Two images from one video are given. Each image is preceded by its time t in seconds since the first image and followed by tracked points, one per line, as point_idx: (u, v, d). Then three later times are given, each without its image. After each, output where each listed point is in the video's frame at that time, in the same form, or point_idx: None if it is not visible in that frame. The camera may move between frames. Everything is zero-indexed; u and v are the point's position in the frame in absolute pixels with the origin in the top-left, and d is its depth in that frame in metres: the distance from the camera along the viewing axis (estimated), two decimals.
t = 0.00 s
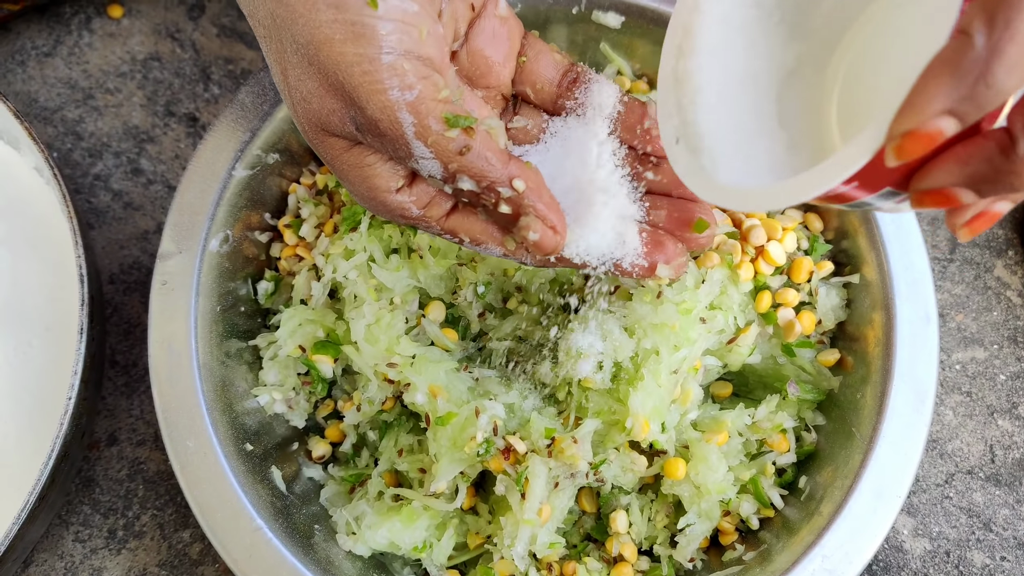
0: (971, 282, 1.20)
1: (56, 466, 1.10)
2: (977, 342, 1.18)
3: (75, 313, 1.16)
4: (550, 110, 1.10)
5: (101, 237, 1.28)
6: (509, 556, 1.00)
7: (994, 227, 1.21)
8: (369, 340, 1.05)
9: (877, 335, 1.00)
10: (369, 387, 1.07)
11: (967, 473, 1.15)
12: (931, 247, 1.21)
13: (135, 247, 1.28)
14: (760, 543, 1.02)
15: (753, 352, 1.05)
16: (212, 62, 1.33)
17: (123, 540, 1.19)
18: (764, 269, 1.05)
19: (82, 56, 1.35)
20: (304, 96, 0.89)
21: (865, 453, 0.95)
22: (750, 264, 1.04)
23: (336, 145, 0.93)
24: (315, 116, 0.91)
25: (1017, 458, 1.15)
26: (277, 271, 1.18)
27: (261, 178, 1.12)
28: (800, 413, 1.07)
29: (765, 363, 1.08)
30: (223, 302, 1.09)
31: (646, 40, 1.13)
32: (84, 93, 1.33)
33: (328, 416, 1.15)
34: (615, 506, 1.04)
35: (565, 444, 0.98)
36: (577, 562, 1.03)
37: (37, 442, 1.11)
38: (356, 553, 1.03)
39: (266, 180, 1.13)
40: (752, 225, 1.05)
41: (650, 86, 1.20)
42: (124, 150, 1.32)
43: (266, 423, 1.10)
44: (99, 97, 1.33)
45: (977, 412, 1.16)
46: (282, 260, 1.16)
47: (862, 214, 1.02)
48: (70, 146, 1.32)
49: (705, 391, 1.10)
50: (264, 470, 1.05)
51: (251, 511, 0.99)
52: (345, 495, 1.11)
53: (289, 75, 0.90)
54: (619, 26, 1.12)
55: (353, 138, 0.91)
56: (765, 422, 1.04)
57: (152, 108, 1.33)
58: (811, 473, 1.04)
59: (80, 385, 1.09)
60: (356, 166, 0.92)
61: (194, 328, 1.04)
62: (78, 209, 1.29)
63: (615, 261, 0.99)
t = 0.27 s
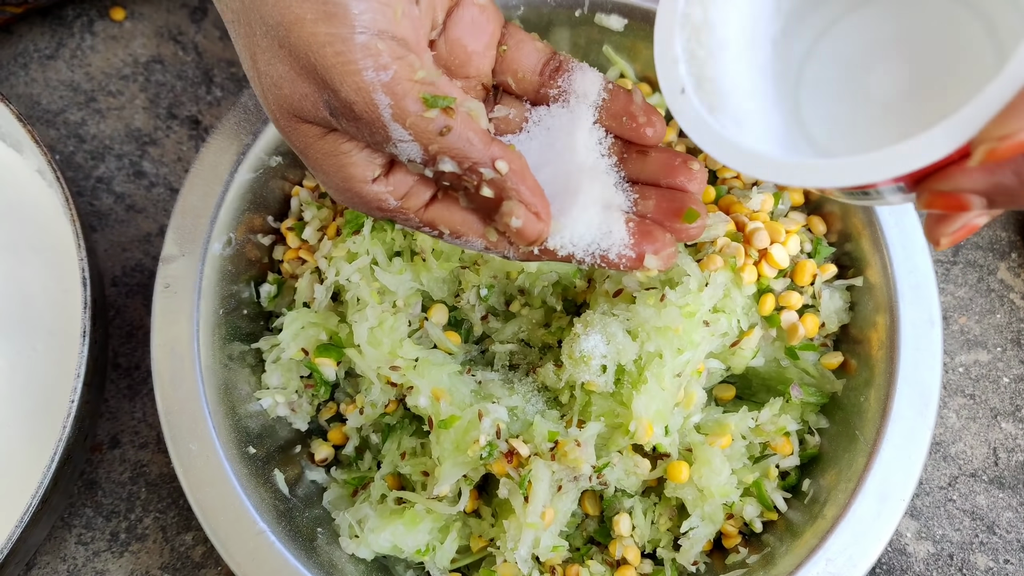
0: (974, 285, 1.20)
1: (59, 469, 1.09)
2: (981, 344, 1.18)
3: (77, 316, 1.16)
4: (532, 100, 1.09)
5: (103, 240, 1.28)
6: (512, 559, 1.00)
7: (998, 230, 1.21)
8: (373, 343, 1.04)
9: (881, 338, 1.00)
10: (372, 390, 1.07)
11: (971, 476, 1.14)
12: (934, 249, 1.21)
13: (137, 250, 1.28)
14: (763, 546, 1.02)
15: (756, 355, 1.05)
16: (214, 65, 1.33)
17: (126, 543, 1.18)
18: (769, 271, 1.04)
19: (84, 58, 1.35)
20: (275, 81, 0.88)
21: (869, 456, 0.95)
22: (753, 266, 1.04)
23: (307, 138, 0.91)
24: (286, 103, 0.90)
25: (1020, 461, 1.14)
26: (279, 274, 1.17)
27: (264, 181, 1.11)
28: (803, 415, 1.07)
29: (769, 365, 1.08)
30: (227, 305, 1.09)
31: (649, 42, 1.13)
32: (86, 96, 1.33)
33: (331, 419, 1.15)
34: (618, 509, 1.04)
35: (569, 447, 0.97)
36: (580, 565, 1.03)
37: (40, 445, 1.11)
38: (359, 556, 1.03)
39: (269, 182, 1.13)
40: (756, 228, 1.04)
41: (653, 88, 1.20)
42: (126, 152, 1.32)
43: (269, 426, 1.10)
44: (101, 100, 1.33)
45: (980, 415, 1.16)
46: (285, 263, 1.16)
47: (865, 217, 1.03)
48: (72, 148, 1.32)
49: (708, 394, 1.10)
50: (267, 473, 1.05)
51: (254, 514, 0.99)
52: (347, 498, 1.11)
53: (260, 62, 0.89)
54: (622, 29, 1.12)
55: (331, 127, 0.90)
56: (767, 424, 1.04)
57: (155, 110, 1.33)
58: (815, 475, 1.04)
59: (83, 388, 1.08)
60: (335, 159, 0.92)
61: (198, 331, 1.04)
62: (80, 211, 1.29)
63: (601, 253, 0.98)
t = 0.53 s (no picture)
0: (973, 284, 1.20)
1: (61, 467, 1.10)
2: (980, 344, 1.19)
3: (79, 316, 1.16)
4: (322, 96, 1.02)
5: (105, 240, 1.29)
6: (513, 557, 1.00)
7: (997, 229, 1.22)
8: (374, 342, 1.05)
9: (880, 336, 1.01)
10: (373, 388, 1.08)
11: (970, 474, 1.15)
12: (934, 249, 1.22)
13: (139, 249, 1.28)
14: (763, 544, 1.02)
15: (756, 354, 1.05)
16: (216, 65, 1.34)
17: (127, 541, 1.19)
18: (769, 270, 1.04)
19: (86, 59, 1.35)
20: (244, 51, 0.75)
21: (868, 454, 0.96)
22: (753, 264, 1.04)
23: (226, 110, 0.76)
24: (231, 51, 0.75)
25: (1019, 460, 1.15)
26: (280, 273, 1.18)
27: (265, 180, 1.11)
28: (803, 414, 1.08)
29: (768, 365, 1.08)
30: (227, 304, 1.09)
31: (649, 42, 1.14)
32: (88, 96, 1.34)
33: (332, 418, 1.15)
34: (619, 507, 1.04)
35: (569, 445, 0.98)
36: (581, 563, 1.04)
37: (42, 444, 1.12)
38: (360, 554, 1.03)
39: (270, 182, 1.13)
40: (755, 227, 1.04)
41: (653, 88, 1.20)
42: (128, 152, 1.32)
43: (270, 425, 1.10)
44: (103, 100, 1.34)
45: (980, 413, 1.17)
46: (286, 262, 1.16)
47: (866, 216, 1.03)
48: (74, 148, 1.32)
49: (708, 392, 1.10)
50: (269, 471, 1.05)
51: (256, 512, 0.99)
52: (348, 496, 1.11)
53: (254, 40, 0.75)
54: (622, 29, 1.13)
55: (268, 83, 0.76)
56: (767, 422, 1.04)
57: (157, 110, 1.33)
58: (814, 474, 1.04)
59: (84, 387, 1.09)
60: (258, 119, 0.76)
61: (199, 330, 1.04)
62: (82, 211, 1.29)
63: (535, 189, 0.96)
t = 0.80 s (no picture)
0: (973, 285, 1.20)
1: (62, 467, 1.10)
2: (980, 344, 1.19)
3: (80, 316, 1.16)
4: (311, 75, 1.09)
5: (106, 241, 1.29)
6: (513, 557, 1.00)
7: (997, 230, 1.22)
8: (375, 343, 1.05)
9: (881, 336, 1.01)
10: (373, 389, 1.08)
11: (970, 475, 1.15)
12: (934, 249, 1.22)
13: (140, 250, 1.29)
14: (763, 544, 1.02)
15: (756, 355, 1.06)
16: (217, 66, 1.34)
17: (128, 542, 1.19)
18: (768, 271, 1.05)
19: (87, 60, 1.35)
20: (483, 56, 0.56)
21: (868, 454, 0.96)
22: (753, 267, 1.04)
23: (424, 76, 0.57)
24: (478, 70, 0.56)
25: (1020, 460, 1.15)
26: (280, 273, 1.18)
27: (266, 181, 1.12)
28: (803, 414, 1.08)
29: (768, 365, 1.08)
30: (228, 305, 1.09)
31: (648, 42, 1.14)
32: (89, 97, 1.34)
33: (333, 419, 1.15)
34: (619, 507, 1.04)
35: (569, 446, 0.98)
36: (581, 563, 1.04)
37: (43, 444, 1.12)
38: (360, 554, 1.03)
39: (271, 183, 1.14)
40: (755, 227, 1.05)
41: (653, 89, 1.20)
42: (129, 153, 1.32)
43: (271, 425, 1.10)
44: (104, 101, 1.34)
45: (980, 414, 1.17)
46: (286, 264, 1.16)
47: (865, 217, 1.03)
48: (75, 149, 1.32)
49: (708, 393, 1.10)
50: (269, 472, 1.05)
51: (256, 513, 0.99)
52: (349, 497, 1.11)
53: (487, 62, 0.56)
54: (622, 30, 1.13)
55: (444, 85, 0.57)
56: (767, 422, 1.04)
57: (157, 111, 1.34)
58: (815, 474, 1.04)
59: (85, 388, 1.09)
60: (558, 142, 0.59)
61: (200, 330, 1.04)
62: (83, 212, 1.30)
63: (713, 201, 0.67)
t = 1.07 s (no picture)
0: (974, 285, 1.20)
1: (63, 468, 1.10)
2: (980, 345, 1.18)
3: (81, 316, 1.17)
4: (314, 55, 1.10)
5: (107, 241, 1.29)
6: (513, 557, 1.01)
7: (997, 230, 1.22)
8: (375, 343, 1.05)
9: (881, 337, 1.01)
10: (374, 389, 1.08)
11: (971, 475, 1.15)
12: (934, 249, 1.22)
13: (140, 251, 1.29)
14: (763, 545, 1.02)
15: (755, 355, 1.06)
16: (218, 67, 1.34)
17: (129, 542, 1.19)
18: (768, 271, 1.05)
19: (88, 61, 1.35)
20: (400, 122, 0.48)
21: (868, 455, 0.96)
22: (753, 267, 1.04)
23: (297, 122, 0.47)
24: (303, 113, 0.47)
25: (1020, 461, 1.15)
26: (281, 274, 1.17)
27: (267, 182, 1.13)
28: (803, 415, 1.08)
29: (769, 365, 1.08)
30: (228, 305, 1.09)
31: (648, 43, 1.14)
32: (90, 98, 1.34)
33: (333, 419, 1.16)
34: (619, 508, 1.04)
35: (569, 446, 0.98)
36: (581, 564, 1.04)
37: (45, 443, 1.12)
38: (361, 555, 1.03)
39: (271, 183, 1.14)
40: (755, 228, 1.04)
41: (653, 90, 1.21)
42: (130, 154, 1.32)
43: (272, 426, 1.10)
44: (105, 102, 1.34)
45: (981, 415, 1.17)
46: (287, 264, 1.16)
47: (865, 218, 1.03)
48: (76, 150, 1.32)
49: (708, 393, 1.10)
50: (270, 472, 1.06)
51: (257, 513, 0.99)
52: (349, 497, 1.12)
53: (319, 115, 0.47)
54: (622, 30, 1.13)
55: (283, 114, 0.47)
56: (763, 422, 1.05)
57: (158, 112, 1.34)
58: (815, 474, 1.04)
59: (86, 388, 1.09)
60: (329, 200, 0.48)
61: (201, 331, 1.04)
62: (84, 213, 1.30)
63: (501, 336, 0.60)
